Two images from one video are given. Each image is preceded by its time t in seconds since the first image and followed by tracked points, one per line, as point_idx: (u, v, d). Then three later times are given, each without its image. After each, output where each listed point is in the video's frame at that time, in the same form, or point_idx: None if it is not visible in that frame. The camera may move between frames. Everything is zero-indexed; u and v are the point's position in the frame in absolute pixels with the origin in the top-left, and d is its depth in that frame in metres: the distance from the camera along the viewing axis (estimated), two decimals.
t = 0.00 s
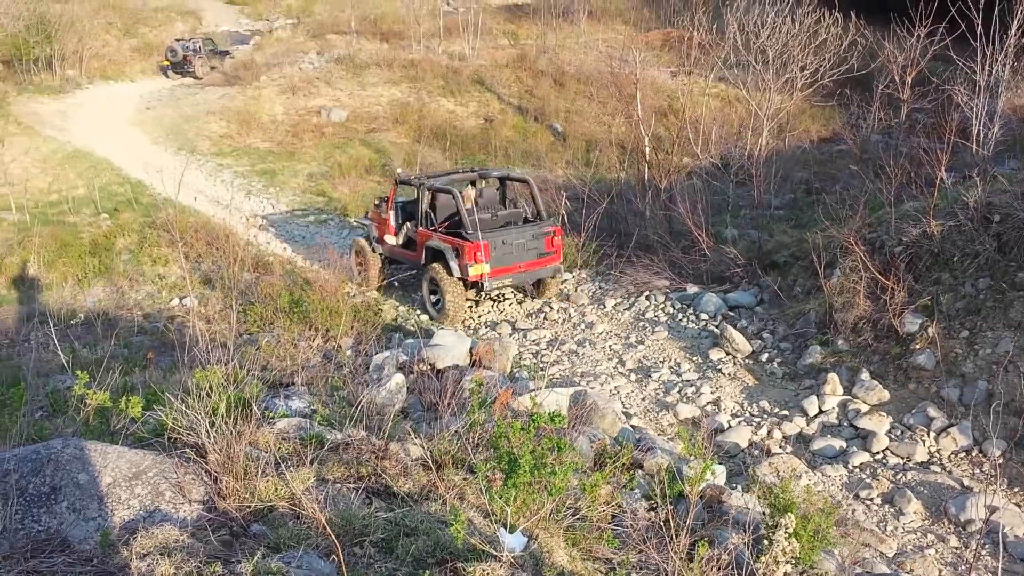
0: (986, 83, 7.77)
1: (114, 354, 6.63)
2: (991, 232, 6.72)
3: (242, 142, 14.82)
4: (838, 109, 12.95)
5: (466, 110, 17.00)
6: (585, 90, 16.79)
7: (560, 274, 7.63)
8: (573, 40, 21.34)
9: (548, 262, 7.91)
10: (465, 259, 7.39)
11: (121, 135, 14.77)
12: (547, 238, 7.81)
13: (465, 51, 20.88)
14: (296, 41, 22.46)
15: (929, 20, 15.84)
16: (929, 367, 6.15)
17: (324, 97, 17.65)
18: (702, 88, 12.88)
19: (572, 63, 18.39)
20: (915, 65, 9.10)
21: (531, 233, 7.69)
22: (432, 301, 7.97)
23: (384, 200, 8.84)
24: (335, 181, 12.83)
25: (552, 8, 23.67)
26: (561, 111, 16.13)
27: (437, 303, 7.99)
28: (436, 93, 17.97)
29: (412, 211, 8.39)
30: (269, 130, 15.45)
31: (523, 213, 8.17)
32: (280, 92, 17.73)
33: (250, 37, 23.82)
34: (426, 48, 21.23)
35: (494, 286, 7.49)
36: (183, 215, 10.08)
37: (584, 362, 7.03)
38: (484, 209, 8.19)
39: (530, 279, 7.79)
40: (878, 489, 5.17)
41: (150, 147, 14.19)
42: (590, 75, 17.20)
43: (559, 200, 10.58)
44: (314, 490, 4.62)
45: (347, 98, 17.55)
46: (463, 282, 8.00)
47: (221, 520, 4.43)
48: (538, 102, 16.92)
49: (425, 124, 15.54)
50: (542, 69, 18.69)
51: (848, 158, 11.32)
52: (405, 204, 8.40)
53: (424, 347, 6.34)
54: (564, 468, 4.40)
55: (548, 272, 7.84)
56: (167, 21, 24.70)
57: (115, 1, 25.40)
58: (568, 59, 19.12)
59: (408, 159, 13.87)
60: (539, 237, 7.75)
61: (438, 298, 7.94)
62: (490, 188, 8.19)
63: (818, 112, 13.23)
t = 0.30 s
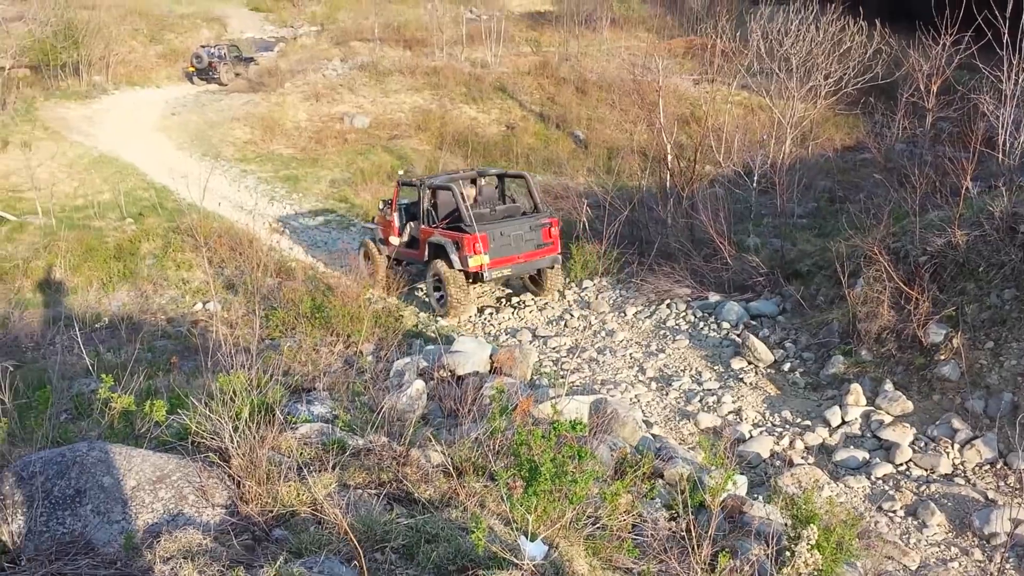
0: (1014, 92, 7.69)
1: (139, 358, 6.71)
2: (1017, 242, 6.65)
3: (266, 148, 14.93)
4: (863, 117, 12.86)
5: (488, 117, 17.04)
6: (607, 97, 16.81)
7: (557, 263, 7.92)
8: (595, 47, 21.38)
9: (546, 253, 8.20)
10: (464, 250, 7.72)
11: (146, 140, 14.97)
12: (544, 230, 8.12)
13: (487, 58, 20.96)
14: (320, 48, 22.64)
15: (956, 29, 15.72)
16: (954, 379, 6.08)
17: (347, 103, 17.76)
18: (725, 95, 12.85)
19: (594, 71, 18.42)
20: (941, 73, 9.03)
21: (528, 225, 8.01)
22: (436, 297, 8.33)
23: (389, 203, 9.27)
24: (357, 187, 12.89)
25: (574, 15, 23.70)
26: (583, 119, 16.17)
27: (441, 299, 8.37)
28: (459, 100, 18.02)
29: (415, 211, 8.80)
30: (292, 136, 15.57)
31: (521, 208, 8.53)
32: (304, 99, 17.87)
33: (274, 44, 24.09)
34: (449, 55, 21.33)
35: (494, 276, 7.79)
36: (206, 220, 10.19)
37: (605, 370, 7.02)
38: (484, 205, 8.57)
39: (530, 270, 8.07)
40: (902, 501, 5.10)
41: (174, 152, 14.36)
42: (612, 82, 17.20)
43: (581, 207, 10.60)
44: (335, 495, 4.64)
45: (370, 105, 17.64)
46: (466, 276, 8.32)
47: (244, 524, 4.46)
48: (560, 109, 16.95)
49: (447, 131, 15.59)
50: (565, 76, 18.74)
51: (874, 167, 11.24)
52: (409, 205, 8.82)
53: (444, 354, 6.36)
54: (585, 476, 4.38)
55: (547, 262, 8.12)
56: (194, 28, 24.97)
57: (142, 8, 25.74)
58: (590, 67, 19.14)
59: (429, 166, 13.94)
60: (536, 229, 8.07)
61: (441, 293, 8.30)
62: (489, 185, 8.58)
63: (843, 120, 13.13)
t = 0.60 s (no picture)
0: None
1: (161, 367, 6.78)
2: None
3: (288, 159, 15.06)
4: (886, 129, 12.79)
5: (508, 129, 17.10)
6: (627, 109, 16.85)
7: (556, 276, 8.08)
8: (616, 59, 21.46)
9: (546, 266, 8.36)
10: (466, 261, 7.91)
11: (169, 151, 15.17)
12: (544, 243, 8.28)
13: (507, 70, 21.06)
14: (342, 60, 22.85)
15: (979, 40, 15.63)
16: (978, 392, 6.01)
17: (368, 115, 17.89)
18: (745, 106, 12.83)
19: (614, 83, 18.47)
20: (964, 83, 8.96)
21: (529, 238, 8.17)
22: (435, 302, 8.51)
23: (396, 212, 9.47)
24: (378, 199, 12.96)
25: (594, 27, 23.77)
26: (603, 130, 16.20)
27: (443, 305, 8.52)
28: (479, 112, 18.10)
29: (420, 221, 9.01)
30: (314, 148, 15.70)
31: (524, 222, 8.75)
32: (326, 111, 18.02)
33: (296, 57, 24.37)
34: (469, 67, 21.45)
35: (494, 287, 7.97)
36: (228, 231, 10.29)
37: (625, 382, 7.01)
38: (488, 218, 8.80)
39: (529, 281, 8.24)
40: (926, 516, 5.03)
41: (196, 163, 14.53)
42: (632, 94, 17.23)
43: (601, 218, 10.62)
44: (357, 505, 4.64)
45: (392, 117, 17.75)
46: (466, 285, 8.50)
47: (266, 533, 4.46)
48: (580, 121, 17.00)
49: (468, 143, 15.66)
50: (585, 87, 18.81)
51: (897, 179, 11.16)
52: (415, 215, 9.02)
53: (464, 364, 6.39)
54: (606, 488, 4.34)
55: (545, 275, 8.28)
56: (217, 40, 25.30)
57: (166, 20, 26.08)
58: (610, 79, 19.19)
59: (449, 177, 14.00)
60: (537, 242, 8.23)
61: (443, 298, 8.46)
62: (493, 199, 8.81)
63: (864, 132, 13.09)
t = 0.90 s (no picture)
0: None
1: (177, 368, 6.84)
2: None
3: (305, 162, 15.13)
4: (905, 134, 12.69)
5: (524, 132, 17.12)
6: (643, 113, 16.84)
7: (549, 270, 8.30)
8: (632, 63, 21.46)
9: (539, 260, 8.57)
10: (461, 258, 8.13)
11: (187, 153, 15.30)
12: (537, 238, 8.48)
13: (524, 74, 21.08)
14: (359, 64, 22.96)
15: (1001, 45, 15.49)
16: (996, 399, 5.96)
17: (385, 118, 17.96)
18: (762, 110, 12.79)
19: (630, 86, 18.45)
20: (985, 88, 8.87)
21: (522, 234, 8.38)
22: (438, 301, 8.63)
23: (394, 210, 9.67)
24: (394, 202, 13.00)
25: (611, 31, 23.75)
26: (619, 134, 16.19)
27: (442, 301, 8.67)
28: (495, 115, 18.13)
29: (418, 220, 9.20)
30: (330, 151, 15.77)
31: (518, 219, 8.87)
32: (343, 114, 18.11)
33: (314, 61, 24.51)
34: (486, 71, 21.50)
35: (489, 282, 8.20)
36: (245, 234, 10.36)
37: (639, 386, 6.99)
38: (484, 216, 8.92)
39: (523, 275, 8.48)
40: (943, 523, 4.98)
41: (213, 165, 14.65)
42: (649, 98, 17.22)
43: (617, 222, 10.62)
44: (371, 508, 4.65)
45: (408, 120, 17.80)
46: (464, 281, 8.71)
47: (281, 535, 4.49)
48: (596, 124, 17.00)
49: (484, 146, 15.69)
50: (601, 91, 18.81)
51: (915, 184, 11.08)
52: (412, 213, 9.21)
53: (478, 368, 6.41)
54: (621, 493, 4.32)
55: (539, 268, 8.52)
56: (235, 44, 25.47)
57: (184, 23, 26.26)
58: (626, 83, 19.18)
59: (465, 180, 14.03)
60: (529, 237, 8.44)
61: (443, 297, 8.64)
62: (489, 196, 8.91)
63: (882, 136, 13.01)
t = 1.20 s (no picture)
0: None
1: (194, 374, 6.90)
2: None
3: (322, 169, 15.22)
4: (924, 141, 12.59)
5: (540, 139, 17.15)
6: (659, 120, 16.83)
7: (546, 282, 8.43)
8: (648, 70, 21.47)
9: (539, 270, 8.70)
10: (463, 266, 8.30)
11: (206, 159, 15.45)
12: (537, 249, 8.60)
13: (540, 81, 21.12)
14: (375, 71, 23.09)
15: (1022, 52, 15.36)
16: (1016, 409, 5.89)
17: (402, 126, 18.04)
18: (779, 118, 12.75)
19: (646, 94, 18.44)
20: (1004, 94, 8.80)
21: (522, 245, 8.51)
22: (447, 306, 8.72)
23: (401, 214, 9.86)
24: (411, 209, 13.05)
25: (628, 39, 23.76)
26: (635, 141, 16.19)
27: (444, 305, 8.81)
28: (511, 122, 18.18)
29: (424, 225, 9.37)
30: (347, 158, 15.86)
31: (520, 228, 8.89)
32: (360, 121, 18.21)
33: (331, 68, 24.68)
34: (502, 78, 21.56)
35: (488, 291, 8.36)
36: (263, 240, 10.43)
37: (655, 394, 6.98)
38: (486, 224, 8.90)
39: (523, 285, 8.61)
40: (962, 533, 4.92)
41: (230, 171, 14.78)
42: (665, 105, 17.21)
43: (633, 229, 10.62)
44: (387, 514, 4.65)
45: (424, 127, 17.87)
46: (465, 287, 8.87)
47: (297, 541, 4.49)
48: (612, 131, 17.01)
49: (500, 154, 15.73)
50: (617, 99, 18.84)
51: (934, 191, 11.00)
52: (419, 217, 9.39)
53: (493, 375, 6.42)
54: (637, 501, 4.30)
55: (538, 279, 8.64)
56: (253, 52, 25.70)
57: (203, 31, 26.51)
58: (642, 90, 19.18)
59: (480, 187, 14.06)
60: (530, 249, 8.56)
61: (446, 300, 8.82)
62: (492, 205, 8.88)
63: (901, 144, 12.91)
